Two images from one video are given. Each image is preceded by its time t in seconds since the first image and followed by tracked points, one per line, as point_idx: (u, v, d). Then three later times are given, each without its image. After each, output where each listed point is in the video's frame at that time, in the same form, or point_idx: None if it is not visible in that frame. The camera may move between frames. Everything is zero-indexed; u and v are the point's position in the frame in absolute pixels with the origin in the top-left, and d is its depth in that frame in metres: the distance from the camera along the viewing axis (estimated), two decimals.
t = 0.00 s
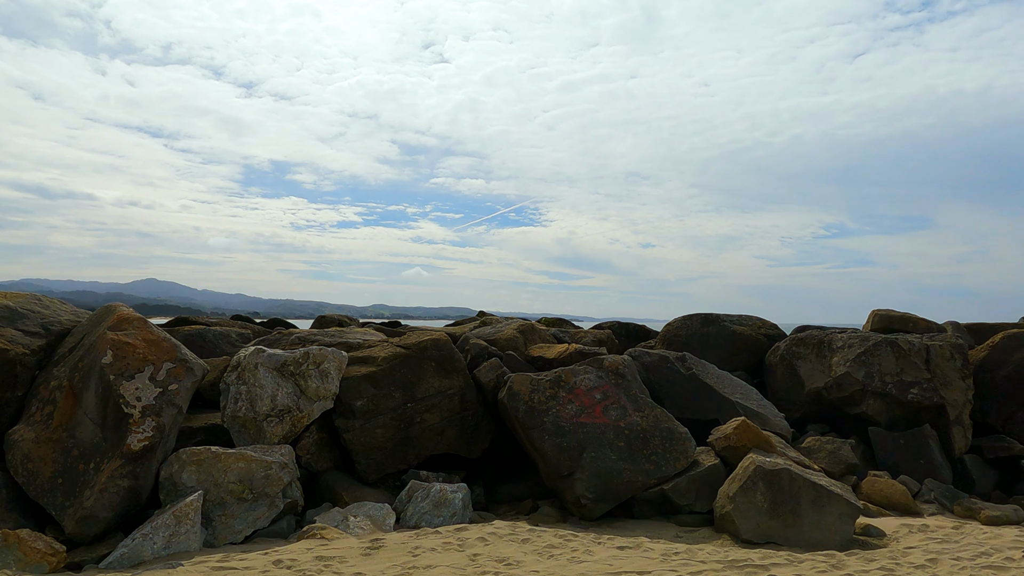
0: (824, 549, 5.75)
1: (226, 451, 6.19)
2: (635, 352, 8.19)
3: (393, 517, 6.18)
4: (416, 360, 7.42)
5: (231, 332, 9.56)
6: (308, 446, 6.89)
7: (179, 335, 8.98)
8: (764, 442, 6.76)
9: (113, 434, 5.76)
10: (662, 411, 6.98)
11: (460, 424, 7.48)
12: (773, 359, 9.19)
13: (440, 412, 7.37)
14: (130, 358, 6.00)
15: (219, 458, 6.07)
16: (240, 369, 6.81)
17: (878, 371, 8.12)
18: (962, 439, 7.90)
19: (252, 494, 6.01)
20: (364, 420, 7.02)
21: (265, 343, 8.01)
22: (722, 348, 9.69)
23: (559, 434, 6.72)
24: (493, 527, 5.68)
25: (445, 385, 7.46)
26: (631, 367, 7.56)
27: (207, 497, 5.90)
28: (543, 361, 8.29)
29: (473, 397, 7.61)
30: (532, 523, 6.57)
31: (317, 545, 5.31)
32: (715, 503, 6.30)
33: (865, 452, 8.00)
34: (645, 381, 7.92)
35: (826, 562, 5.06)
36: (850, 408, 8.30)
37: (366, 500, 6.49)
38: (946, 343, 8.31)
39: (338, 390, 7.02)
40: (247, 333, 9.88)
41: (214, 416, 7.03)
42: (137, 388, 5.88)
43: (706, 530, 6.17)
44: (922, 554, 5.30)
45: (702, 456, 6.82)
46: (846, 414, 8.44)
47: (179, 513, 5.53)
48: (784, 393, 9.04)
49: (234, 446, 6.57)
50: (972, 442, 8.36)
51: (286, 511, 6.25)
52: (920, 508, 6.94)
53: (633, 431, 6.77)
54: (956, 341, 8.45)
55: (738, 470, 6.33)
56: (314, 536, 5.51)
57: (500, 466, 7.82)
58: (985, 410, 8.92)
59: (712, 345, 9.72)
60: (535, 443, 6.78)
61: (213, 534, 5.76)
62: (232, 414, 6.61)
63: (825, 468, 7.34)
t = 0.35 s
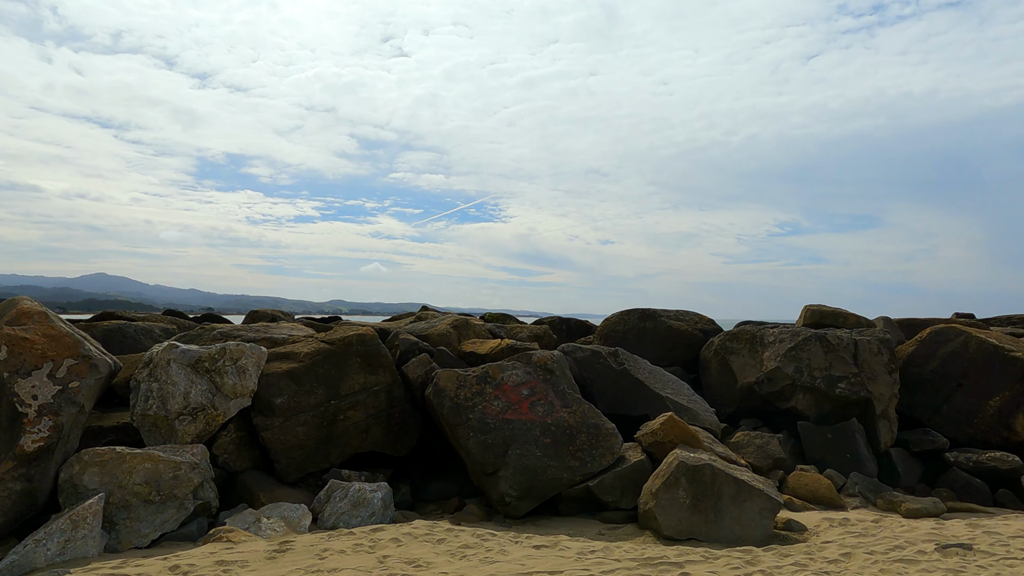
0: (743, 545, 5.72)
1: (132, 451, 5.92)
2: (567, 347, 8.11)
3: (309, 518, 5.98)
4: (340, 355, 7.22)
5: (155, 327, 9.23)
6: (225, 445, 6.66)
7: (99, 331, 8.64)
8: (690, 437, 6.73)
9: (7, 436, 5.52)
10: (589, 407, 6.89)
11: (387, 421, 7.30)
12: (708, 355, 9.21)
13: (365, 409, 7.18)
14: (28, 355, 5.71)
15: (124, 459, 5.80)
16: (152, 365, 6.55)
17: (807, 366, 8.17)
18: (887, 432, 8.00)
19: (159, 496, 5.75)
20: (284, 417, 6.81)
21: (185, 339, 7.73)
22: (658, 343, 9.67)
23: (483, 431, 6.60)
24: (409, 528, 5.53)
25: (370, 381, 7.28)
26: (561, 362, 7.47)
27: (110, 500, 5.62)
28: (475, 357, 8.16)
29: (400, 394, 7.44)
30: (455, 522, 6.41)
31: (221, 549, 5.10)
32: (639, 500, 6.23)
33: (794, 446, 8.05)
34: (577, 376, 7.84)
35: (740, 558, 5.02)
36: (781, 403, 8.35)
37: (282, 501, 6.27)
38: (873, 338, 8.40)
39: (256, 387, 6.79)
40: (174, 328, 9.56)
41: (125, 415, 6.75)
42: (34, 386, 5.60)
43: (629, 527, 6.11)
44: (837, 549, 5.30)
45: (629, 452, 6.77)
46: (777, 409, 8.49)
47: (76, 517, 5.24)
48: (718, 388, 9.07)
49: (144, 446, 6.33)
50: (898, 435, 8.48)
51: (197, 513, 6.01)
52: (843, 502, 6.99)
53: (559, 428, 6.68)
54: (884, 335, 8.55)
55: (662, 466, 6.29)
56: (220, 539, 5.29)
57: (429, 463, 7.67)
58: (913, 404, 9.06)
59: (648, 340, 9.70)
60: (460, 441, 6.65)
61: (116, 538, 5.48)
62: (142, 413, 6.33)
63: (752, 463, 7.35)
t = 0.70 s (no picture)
0: (663, 542, 5.61)
1: (23, 452, 5.55)
2: (498, 342, 7.95)
3: (216, 520, 5.72)
4: (258, 351, 6.95)
5: (70, 320, 8.82)
6: (132, 445, 6.35)
7: (7, 325, 8.21)
8: (616, 433, 6.64)
9: None
10: (514, 403, 6.75)
11: (307, 418, 7.07)
12: (642, 349, 9.16)
13: (284, 406, 6.93)
14: None
15: (13, 462, 5.43)
16: (51, 362, 6.25)
17: (738, 360, 8.16)
18: (815, 426, 8.03)
19: (54, 501, 5.44)
20: (196, 415, 6.52)
21: (96, 334, 7.38)
22: (594, 337, 9.58)
23: (404, 429, 6.42)
24: (318, 531, 5.33)
25: (290, 377, 7.03)
26: (488, 356, 7.31)
27: None
28: (403, 352, 7.96)
29: (322, 390, 7.21)
30: (371, 522, 6.16)
31: (112, 557, 4.83)
32: (562, 499, 6.10)
33: (724, 440, 8.03)
34: (506, 371, 7.70)
35: (653, 558, 4.92)
36: (712, 397, 8.33)
37: (190, 503, 5.98)
38: (804, 332, 8.43)
39: (166, 384, 6.48)
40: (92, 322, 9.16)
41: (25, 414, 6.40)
42: None
43: (550, 526, 6.00)
44: (753, 546, 5.24)
45: (554, 449, 6.64)
46: (709, 403, 8.47)
47: None
48: (652, 382, 9.03)
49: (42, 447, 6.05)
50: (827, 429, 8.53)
51: (97, 517, 5.68)
52: (769, 496, 6.98)
53: (482, 424, 6.52)
54: (815, 329, 8.59)
55: (585, 463, 6.17)
56: (113, 547, 5.02)
57: (354, 462, 7.46)
58: (843, 397, 9.13)
59: (585, 334, 9.60)
60: (380, 438, 6.46)
61: (5, 547, 5.15)
62: (40, 413, 6.06)
63: (680, 458, 7.30)
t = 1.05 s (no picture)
0: (579, 542, 5.54)
1: None
2: (425, 339, 7.77)
3: (115, 525, 5.45)
4: (168, 348, 6.65)
5: None
6: (29, 447, 5.99)
7: None
8: (538, 431, 6.51)
9: None
10: (436, 400, 6.58)
11: (222, 418, 6.80)
12: (576, 346, 9.07)
13: (196, 406, 6.65)
14: None
15: None
16: None
17: (668, 357, 8.12)
18: (744, 422, 8.03)
19: None
20: (100, 416, 6.22)
21: None
22: (528, 334, 9.46)
23: (319, 428, 6.22)
24: (218, 536, 5.10)
25: (203, 375, 6.75)
26: (412, 353, 7.13)
27: None
28: (327, 349, 7.72)
29: (238, 389, 6.94)
30: (283, 525, 5.93)
31: None
32: (480, 498, 5.97)
33: (654, 437, 7.98)
34: (432, 369, 7.52)
35: (563, 558, 4.80)
36: (643, 394, 8.27)
37: (87, 508, 5.67)
38: (734, 328, 8.43)
39: (67, 383, 6.20)
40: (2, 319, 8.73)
41: None
42: None
43: (467, 526, 5.85)
44: (667, 544, 5.16)
45: (475, 447, 6.50)
46: (640, 400, 8.41)
47: None
48: (585, 379, 8.94)
49: None
50: (758, 425, 8.55)
51: None
52: (695, 493, 6.93)
53: (401, 423, 6.34)
54: (746, 325, 8.59)
55: (504, 461, 6.04)
56: None
57: (273, 462, 7.22)
58: (775, 393, 9.16)
59: (519, 331, 9.47)
60: (294, 438, 6.24)
61: None
62: None
63: (607, 456, 7.22)
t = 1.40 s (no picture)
0: (498, 546, 5.40)
1: None
2: (352, 338, 7.54)
3: (5, 537, 5.14)
4: (73, 348, 6.32)
5: None
6: None
7: None
8: (463, 432, 6.36)
9: None
10: (357, 402, 6.39)
11: (132, 421, 6.49)
12: (511, 345, 8.94)
13: (104, 409, 6.34)
14: None
15: None
16: None
17: (601, 355, 8.03)
18: (677, 421, 7.99)
19: None
20: None
21: None
22: (464, 332, 9.29)
23: (232, 431, 5.98)
24: (114, 548, 4.86)
25: (112, 377, 6.44)
26: (336, 352, 6.90)
27: None
28: (249, 348, 7.45)
29: (150, 391, 6.64)
30: (191, 533, 5.69)
31: None
32: (399, 502, 5.80)
33: (586, 437, 7.90)
34: (358, 369, 7.31)
35: (474, 565, 4.66)
36: (577, 393, 8.18)
37: None
38: (668, 326, 8.38)
39: None
40: None
41: None
42: None
43: (385, 532, 5.69)
44: (584, 548, 5.05)
45: (397, 450, 6.32)
46: (574, 399, 8.32)
47: None
48: (520, 378, 8.82)
49: None
50: (691, 424, 8.53)
51: None
52: (623, 493, 6.86)
53: (319, 426, 6.13)
54: (680, 323, 8.55)
55: (425, 464, 5.87)
56: None
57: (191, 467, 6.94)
58: (710, 391, 9.16)
59: (454, 330, 9.30)
60: (206, 443, 6.00)
61: None
62: None
63: (536, 456, 7.11)
